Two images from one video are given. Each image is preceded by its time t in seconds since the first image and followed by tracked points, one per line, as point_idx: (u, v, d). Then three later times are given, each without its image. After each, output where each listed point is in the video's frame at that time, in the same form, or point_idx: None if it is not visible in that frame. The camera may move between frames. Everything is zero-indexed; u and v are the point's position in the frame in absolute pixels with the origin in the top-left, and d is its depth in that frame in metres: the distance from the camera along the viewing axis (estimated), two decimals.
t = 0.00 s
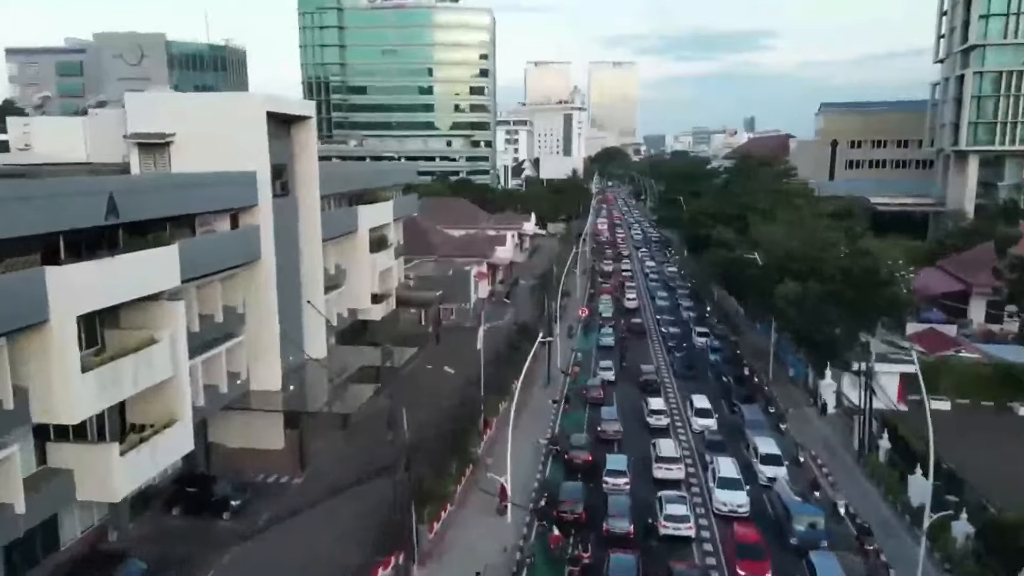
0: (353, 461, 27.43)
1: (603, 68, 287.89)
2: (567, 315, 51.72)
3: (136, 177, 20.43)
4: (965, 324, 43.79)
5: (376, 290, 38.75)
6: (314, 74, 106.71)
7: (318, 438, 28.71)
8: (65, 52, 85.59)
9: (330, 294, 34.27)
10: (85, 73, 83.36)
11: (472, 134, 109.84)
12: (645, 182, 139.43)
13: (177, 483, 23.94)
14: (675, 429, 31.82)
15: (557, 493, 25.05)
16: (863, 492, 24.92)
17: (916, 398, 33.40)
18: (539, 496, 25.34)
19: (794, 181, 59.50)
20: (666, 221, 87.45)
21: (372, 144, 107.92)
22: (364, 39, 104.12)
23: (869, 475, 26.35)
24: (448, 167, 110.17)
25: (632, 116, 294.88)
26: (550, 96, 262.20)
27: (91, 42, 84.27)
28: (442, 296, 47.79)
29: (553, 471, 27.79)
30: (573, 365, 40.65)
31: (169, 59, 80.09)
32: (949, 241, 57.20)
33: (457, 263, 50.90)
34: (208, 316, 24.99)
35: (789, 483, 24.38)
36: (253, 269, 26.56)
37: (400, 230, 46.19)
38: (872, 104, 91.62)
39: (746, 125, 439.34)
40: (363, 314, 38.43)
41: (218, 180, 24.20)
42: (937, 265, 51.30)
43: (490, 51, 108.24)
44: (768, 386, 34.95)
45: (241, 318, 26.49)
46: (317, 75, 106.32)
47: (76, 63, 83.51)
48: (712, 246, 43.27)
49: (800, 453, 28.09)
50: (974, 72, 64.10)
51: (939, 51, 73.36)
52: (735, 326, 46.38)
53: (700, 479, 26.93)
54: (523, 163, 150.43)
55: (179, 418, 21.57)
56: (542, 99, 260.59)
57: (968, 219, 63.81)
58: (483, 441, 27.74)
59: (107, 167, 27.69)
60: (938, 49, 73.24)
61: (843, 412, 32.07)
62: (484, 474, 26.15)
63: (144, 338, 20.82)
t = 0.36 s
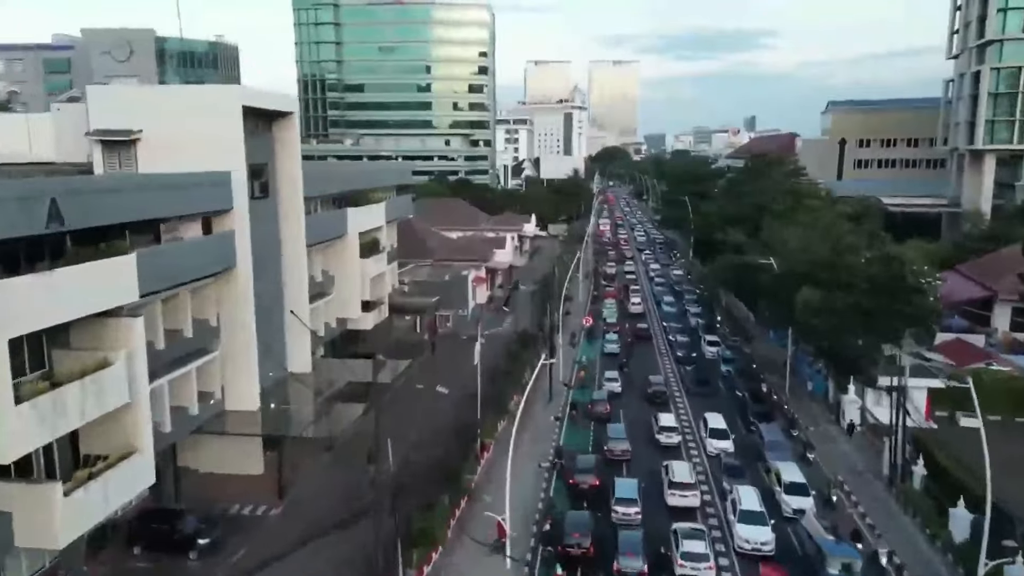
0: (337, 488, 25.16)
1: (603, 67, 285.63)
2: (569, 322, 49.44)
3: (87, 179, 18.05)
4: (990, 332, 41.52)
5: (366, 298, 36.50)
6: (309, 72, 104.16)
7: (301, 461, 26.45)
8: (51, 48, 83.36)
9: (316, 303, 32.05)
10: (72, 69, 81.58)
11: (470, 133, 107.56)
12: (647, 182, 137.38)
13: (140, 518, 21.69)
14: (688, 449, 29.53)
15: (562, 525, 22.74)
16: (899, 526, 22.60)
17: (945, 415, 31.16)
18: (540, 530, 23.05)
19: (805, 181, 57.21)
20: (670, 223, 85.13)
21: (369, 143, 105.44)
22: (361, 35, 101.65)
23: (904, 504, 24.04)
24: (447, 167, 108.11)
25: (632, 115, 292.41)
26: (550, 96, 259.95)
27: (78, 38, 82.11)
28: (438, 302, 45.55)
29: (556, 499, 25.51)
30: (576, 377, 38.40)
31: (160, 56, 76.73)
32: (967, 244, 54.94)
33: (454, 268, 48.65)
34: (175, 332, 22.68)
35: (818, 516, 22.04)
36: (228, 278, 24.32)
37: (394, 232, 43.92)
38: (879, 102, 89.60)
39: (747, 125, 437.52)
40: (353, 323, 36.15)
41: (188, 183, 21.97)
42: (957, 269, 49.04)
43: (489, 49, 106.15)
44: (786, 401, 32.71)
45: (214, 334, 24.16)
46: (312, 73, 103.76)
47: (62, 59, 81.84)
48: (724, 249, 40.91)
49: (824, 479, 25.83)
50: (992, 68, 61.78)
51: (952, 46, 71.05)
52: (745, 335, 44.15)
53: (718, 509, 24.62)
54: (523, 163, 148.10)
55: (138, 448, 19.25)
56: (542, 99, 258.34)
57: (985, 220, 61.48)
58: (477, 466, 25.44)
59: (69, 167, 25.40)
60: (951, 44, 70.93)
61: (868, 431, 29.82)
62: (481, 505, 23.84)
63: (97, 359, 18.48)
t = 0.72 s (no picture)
0: (318, 521, 22.89)
1: (604, 65, 283.07)
2: (570, 330, 47.08)
3: (22, 182, 15.70)
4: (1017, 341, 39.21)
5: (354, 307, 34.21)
6: (304, 70, 102.07)
7: (278, 490, 24.16)
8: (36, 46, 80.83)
9: (298, 314, 29.77)
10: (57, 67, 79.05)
11: (469, 132, 104.85)
12: (649, 181, 135.28)
13: (93, 562, 19.46)
14: (700, 472, 27.38)
15: (566, 564, 20.42)
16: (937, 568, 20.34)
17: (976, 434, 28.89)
18: (541, 570, 20.71)
19: (817, 182, 54.86)
20: (675, 224, 82.74)
21: (365, 142, 103.21)
22: (357, 32, 99.34)
23: (942, 540, 21.73)
24: (445, 167, 105.44)
25: (633, 115, 290.05)
26: (550, 95, 257.60)
27: (64, 34, 79.65)
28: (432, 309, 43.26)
29: (559, 530, 23.23)
30: (580, 389, 36.21)
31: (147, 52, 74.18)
32: (985, 246, 52.62)
33: (450, 273, 46.33)
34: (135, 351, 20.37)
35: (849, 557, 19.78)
36: (194, 290, 22.05)
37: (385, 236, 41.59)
38: (888, 100, 87.24)
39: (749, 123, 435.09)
40: (341, 335, 33.88)
41: (149, 185, 19.80)
42: (978, 274, 46.74)
43: (489, 45, 103.36)
44: (805, 420, 30.52)
45: (180, 351, 21.83)
46: (307, 71, 101.72)
47: (48, 57, 79.22)
48: (736, 254, 38.53)
49: (852, 510, 23.55)
50: (1009, 64, 59.42)
51: (967, 41, 68.59)
52: (757, 346, 41.94)
53: (736, 543, 22.37)
54: (523, 163, 145.67)
55: (85, 488, 16.95)
56: (542, 97, 255.92)
57: (1004, 222, 59.13)
58: (471, 498, 23.13)
59: (21, 169, 23.06)
60: (966, 39, 68.46)
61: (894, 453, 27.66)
62: (474, 543, 21.54)
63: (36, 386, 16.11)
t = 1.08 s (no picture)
0: (295, 560, 20.81)
1: (604, 64, 280.98)
2: (571, 339, 44.97)
3: None
4: None
5: (343, 317, 32.11)
6: (300, 68, 100.17)
7: (253, 523, 22.05)
8: (23, 42, 78.67)
9: (279, 327, 27.66)
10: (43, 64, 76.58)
11: (467, 131, 102.30)
12: (651, 181, 133.37)
13: None
14: (713, 496, 25.38)
15: None
16: None
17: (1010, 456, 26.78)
18: None
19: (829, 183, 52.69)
20: (679, 226, 80.52)
21: (361, 142, 101.29)
22: (353, 29, 97.33)
23: None
24: (442, 167, 102.77)
25: (634, 114, 288.01)
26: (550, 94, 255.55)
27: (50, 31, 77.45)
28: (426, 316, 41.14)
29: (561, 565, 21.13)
30: (583, 403, 34.19)
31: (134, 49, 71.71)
32: (1004, 250, 50.52)
33: (447, 278, 44.16)
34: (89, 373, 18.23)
35: None
36: (155, 303, 19.87)
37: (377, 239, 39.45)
38: (897, 98, 85.22)
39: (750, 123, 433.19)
40: (328, 347, 31.81)
41: (101, 187, 17.54)
42: (998, 279, 44.66)
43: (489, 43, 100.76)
44: (825, 439, 28.52)
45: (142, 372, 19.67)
46: (302, 69, 99.80)
47: (33, 53, 76.79)
48: (747, 259, 36.34)
49: (882, 543, 21.51)
50: None
51: (981, 38, 66.45)
52: (768, 356, 39.97)
53: None
54: (523, 163, 143.52)
55: (21, 536, 14.90)
56: (542, 96, 253.92)
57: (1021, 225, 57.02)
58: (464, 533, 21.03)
59: None
60: (980, 36, 66.33)
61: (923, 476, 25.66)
62: None
63: None
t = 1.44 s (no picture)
0: None
1: (604, 63, 278.35)
2: (573, 350, 42.74)
3: None
4: None
5: (327, 329, 29.86)
6: (293, 67, 97.75)
7: (220, 566, 19.84)
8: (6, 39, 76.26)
9: (255, 342, 25.42)
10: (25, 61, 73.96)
11: (465, 130, 100.05)
12: (652, 181, 131.21)
13: None
14: (730, 527, 23.14)
15: None
16: None
17: None
18: None
19: (842, 184, 50.34)
20: (683, 228, 78.26)
21: (356, 141, 98.99)
22: (348, 27, 94.90)
23: None
24: (441, 167, 100.79)
25: (635, 113, 285.72)
26: (550, 93, 253.10)
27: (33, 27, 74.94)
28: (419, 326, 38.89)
29: None
30: (586, 421, 31.93)
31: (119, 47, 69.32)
32: None
33: (442, 284, 41.90)
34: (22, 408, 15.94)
35: None
36: (103, 322, 17.57)
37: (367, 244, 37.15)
38: (907, 97, 82.98)
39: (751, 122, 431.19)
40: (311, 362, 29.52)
41: (38, 191, 15.23)
42: None
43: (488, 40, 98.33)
44: (851, 466, 26.31)
45: (85, 408, 17.34)
46: (296, 66, 97.35)
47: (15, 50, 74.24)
48: (762, 265, 33.98)
49: None
50: None
51: (997, 34, 64.11)
52: (781, 369, 37.74)
53: None
54: (522, 163, 141.11)
55: None
56: (542, 95, 251.54)
57: None
58: None
59: None
60: (996, 31, 63.99)
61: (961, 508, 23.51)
62: None
63: None
